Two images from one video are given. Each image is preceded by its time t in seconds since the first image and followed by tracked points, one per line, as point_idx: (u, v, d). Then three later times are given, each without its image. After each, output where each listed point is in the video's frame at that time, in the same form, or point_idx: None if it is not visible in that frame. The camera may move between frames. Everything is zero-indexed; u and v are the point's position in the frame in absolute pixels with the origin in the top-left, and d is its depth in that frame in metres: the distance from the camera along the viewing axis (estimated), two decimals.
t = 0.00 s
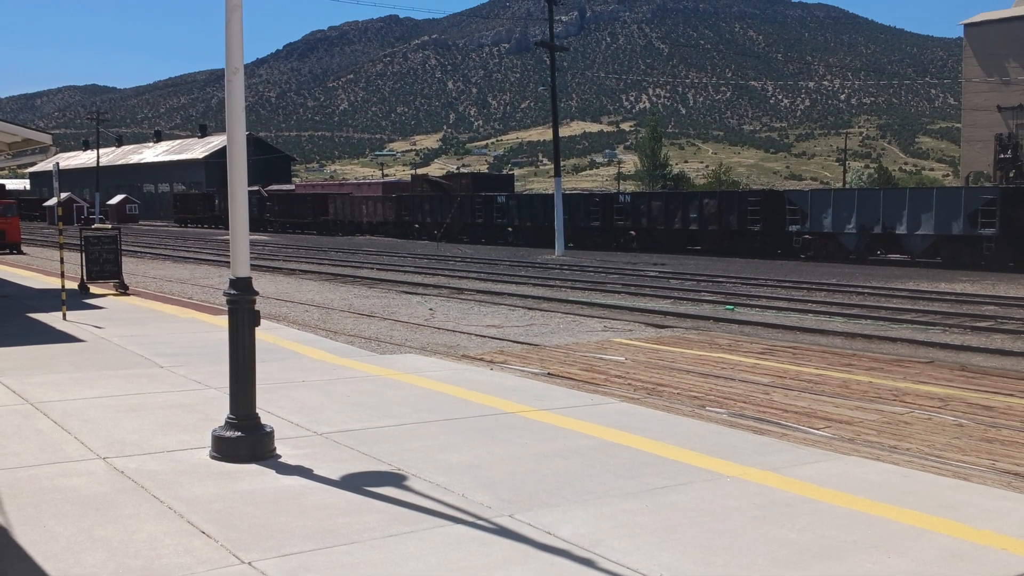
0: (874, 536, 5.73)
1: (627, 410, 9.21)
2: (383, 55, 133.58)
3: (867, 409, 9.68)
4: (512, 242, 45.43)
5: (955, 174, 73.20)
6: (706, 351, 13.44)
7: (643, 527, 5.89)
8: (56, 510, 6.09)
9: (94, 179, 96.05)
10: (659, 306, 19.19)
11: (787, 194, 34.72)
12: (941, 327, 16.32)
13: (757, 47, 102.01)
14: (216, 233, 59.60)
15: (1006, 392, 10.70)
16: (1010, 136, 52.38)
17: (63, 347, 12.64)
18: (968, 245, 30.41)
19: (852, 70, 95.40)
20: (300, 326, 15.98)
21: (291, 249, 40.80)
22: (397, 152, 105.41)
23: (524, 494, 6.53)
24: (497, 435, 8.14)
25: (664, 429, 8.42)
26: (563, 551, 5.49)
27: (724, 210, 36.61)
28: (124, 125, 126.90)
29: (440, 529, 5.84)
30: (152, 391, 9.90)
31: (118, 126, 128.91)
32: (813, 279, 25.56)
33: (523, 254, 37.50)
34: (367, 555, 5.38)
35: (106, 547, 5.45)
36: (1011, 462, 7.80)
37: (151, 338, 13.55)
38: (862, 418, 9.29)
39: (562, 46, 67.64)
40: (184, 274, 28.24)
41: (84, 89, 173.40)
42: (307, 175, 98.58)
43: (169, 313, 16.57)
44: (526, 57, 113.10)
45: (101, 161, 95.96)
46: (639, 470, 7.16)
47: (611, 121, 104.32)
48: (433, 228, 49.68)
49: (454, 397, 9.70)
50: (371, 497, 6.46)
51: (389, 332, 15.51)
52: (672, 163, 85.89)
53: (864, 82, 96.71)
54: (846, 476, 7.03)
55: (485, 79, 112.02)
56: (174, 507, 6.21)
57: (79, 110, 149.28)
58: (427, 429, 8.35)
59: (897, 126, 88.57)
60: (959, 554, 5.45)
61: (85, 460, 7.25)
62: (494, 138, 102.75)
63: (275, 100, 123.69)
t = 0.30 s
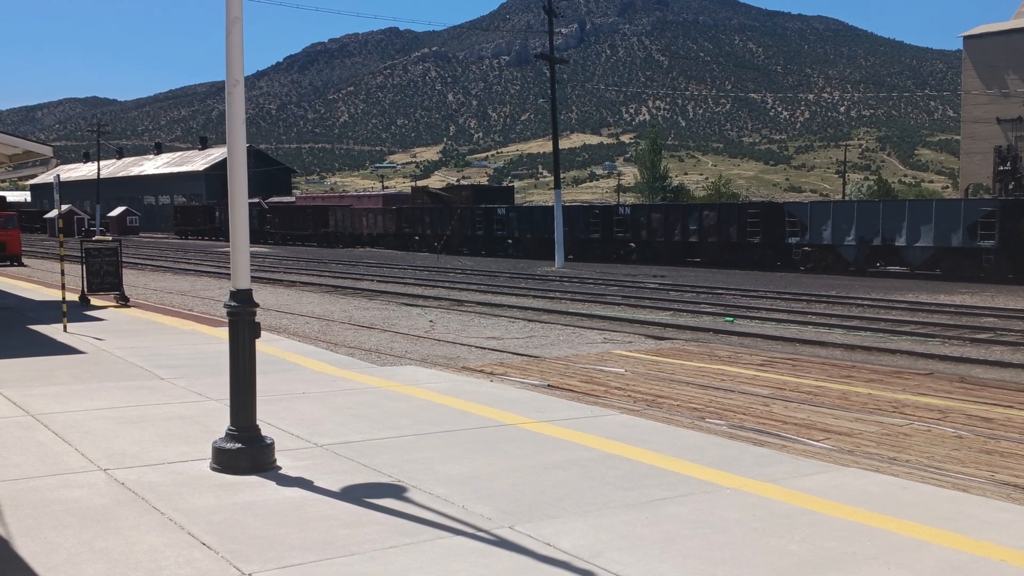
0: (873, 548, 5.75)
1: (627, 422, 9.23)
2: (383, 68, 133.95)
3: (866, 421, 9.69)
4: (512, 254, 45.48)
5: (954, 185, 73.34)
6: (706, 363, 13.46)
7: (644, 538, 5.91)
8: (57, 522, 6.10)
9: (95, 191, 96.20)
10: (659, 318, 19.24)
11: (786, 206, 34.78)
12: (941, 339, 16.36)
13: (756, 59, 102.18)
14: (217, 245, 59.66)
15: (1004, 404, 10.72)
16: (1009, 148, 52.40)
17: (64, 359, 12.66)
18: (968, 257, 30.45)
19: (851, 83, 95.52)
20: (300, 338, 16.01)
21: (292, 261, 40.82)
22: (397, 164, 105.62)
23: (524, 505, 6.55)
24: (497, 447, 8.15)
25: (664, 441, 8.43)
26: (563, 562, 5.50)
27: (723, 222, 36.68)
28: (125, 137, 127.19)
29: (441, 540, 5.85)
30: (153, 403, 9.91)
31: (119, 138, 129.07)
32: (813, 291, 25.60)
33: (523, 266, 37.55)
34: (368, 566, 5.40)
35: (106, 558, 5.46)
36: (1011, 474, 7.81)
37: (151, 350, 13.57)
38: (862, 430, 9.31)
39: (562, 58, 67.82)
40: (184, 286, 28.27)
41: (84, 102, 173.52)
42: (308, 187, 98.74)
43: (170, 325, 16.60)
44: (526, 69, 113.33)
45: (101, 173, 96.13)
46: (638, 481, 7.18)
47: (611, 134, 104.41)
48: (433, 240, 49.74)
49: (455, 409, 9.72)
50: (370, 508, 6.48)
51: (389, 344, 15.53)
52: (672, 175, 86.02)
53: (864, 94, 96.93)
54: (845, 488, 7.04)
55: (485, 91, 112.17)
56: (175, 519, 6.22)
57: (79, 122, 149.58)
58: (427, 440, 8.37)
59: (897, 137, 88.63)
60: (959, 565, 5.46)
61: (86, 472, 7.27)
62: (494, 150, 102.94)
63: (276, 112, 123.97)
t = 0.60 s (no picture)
0: (872, 558, 5.76)
1: (626, 433, 9.24)
2: (383, 80, 134.25)
3: (865, 433, 9.71)
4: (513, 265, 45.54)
5: (954, 198, 73.33)
6: (705, 375, 13.49)
7: (643, 549, 5.92)
8: (58, 533, 6.11)
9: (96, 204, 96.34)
10: (659, 330, 19.29)
11: (786, 218, 34.83)
12: (940, 350, 16.40)
13: (756, 71, 102.38)
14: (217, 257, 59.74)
15: (1003, 416, 10.73)
16: (1009, 161, 52.50)
17: (65, 370, 12.71)
18: (967, 269, 30.48)
19: (851, 95, 95.65)
20: (301, 350, 16.05)
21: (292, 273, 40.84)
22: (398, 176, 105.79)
23: (524, 517, 6.57)
24: (497, 458, 8.17)
25: (663, 453, 8.45)
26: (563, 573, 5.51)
27: (723, 233, 36.74)
28: (126, 150, 127.50)
29: (441, 551, 5.87)
30: (154, 414, 9.93)
31: (120, 150, 129.32)
32: (813, 303, 25.67)
33: (523, 278, 37.60)
34: None
35: (106, 570, 5.48)
36: (1009, 485, 7.82)
37: (152, 361, 13.61)
38: (860, 441, 9.32)
39: (561, 70, 67.96)
40: (185, 298, 28.32)
41: (84, 114, 173.72)
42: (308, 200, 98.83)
43: (171, 337, 16.65)
44: (527, 82, 113.60)
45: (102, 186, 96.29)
46: (638, 492, 7.20)
47: (611, 146, 104.52)
48: (434, 252, 49.82)
49: (456, 420, 9.74)
50: (370, 519, 6.49)
51: (389, 355, 15.57)
52: (672, 187, 86.12)
53: (863, 105, 97.09)
54: (844, 500, 7.06)
55: (486, 104, 112.42)
56: (175, 530, 6.23)
57: (80, 134, 149.90)
58: (427, 452, 8.39)
59: (896, 149, 88.74)
60: None
61: (87, 483, 7.29)
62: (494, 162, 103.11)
63: (277, 124, 124.23)
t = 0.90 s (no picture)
0: (872, 570, 5.78)
1: (626, 445, 9.26)
2: (383, 92, 134.53)
3: (865, 445, 9.71)
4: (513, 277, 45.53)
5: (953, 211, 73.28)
6: (705, 387, 13.50)
7: (643, 561, 5.93)
8: (58, 545, 6.13)
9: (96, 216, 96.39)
10: (658, 342, 19.30)
11: (785, 230, 34.86)
12: (939, 362, 16.40)
13: (756, 83, 102.42)
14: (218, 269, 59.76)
15: (1003, 428, 10.74)
16: (1009, 173, 52.57)
17: (65, 382, 12.72)
18: (967, 281, 30.52)
19: (851, 107, 95.82)
20: (301, 362, 16.06)
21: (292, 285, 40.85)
22: (398, 189, 105.85)
23: (524, 528, 6.58)
24: (498, 470, 8.18)
25: (664, 465, 8.45)
26: None
27: (723, 245, 36.79)
28: (126, 162, 127.68)
29: (441, 563, 5.89)
30: (154, 426, 9.95)
31: (120, 162, 129.50)
32: (812, 315, 25.71)
33: (523, 290, 37.62)
34: None
35: None
36: (1009, 497, 7.83)
37: (152, 373, 13.62)
38: (860, 453, 9.33)
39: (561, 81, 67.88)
40: (185, 310, 28.32)
41: (84, 125, 173.92)
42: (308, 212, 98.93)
43: (170, 348, 16.65)
44: (526, 94, 113.78)
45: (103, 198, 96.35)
46: (638, 504, 7.20)
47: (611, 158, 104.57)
48: (433, 263, 49.86)
49: (456, 432, 9.75)
50: (370, 531, 6.50)
51: (389, 367, 15.59)
52: (672, 200, 86.15)
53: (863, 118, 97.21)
54: (844, 511, 7.07)
55: (486, 116, 112.58)
56: (176, 542, 6.25)
57: (80, 145, 150.05)
58: (427, 464, 8.41)
59: (895, 161, 88.87)
60: None
61: (87, 495, 7.29)
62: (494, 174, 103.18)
63: (277, 137, 124.43)
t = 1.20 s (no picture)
0: None
1: (626, 457, 9.27)
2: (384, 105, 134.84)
3: (864, 456, 9.73)
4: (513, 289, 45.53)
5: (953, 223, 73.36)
6: (705, 398, 13.53)
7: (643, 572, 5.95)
8: (59, 556, 6.14)
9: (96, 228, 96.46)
10: (658, 353, 19.32)
11: (785, 242, 34.90)
12: (939, 374, 16.43)
13: (755, 95, 102.65)
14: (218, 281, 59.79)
15: (1003, 440, 10.77)
16: (1008, 185, 52.62)
17: (66, 393, 12.74)
18: (966, 292, 30.55)
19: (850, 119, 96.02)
20: (302, 374, 16.09)
21: (293, 297, 40.89)
22: (398, 201, 105.95)
23: (524, 540, 6.59)
24: (498, 482, 8.19)
25: (663, 476, 8.48)
26: None
27: (722, 257, 36.83)
28: (127, 173, 127.87)
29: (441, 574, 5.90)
30: (155, 437, 9.98)
31: (120, 174, 129.66)
32: (811, 326, 25.75)
33: (523, 302, 37.65)
34: None
35: None
36: (1008, 509, 7.85)
37: (153, 384, 13.64)
38: (859, 465, 9.36)
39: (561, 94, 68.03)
40: (186, 322, 28.33)
41: (85, 137, 174.19)
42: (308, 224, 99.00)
43: (171, 360, 16.68)
44: (527, 106, 113.97)
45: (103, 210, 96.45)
46: (638, 516, 7.22)
47: (611, 170, 104.75)
48: (434, 275, 49.91)
49: (457, 444, 9.77)
50: (371, 543, 6.52)
51: (390, 379, 15.61)
52: (672, 212, 86.27)
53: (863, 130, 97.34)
54: (844, 523, 7.09)
55: (486, 128, 112.73)
56: (177, 553, 6.26)
57: (80, 157, 150.25)
58: (427, 475, 8.43)
59: (895, 174, 89.03)
60: None
61: (89, 506, 7.32)
62: (494, 186, 103.29)
63: (277, 148, 124.60)
